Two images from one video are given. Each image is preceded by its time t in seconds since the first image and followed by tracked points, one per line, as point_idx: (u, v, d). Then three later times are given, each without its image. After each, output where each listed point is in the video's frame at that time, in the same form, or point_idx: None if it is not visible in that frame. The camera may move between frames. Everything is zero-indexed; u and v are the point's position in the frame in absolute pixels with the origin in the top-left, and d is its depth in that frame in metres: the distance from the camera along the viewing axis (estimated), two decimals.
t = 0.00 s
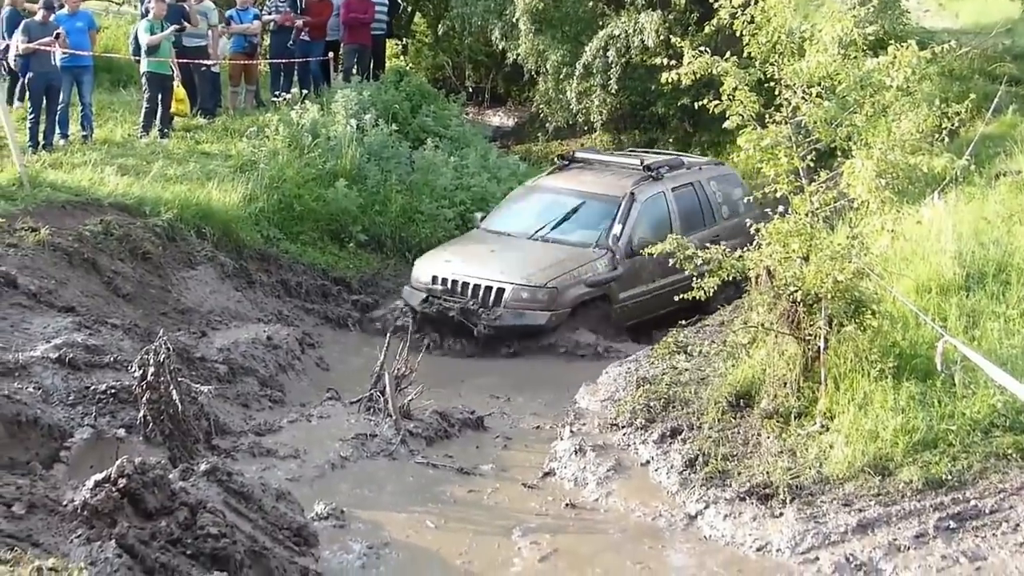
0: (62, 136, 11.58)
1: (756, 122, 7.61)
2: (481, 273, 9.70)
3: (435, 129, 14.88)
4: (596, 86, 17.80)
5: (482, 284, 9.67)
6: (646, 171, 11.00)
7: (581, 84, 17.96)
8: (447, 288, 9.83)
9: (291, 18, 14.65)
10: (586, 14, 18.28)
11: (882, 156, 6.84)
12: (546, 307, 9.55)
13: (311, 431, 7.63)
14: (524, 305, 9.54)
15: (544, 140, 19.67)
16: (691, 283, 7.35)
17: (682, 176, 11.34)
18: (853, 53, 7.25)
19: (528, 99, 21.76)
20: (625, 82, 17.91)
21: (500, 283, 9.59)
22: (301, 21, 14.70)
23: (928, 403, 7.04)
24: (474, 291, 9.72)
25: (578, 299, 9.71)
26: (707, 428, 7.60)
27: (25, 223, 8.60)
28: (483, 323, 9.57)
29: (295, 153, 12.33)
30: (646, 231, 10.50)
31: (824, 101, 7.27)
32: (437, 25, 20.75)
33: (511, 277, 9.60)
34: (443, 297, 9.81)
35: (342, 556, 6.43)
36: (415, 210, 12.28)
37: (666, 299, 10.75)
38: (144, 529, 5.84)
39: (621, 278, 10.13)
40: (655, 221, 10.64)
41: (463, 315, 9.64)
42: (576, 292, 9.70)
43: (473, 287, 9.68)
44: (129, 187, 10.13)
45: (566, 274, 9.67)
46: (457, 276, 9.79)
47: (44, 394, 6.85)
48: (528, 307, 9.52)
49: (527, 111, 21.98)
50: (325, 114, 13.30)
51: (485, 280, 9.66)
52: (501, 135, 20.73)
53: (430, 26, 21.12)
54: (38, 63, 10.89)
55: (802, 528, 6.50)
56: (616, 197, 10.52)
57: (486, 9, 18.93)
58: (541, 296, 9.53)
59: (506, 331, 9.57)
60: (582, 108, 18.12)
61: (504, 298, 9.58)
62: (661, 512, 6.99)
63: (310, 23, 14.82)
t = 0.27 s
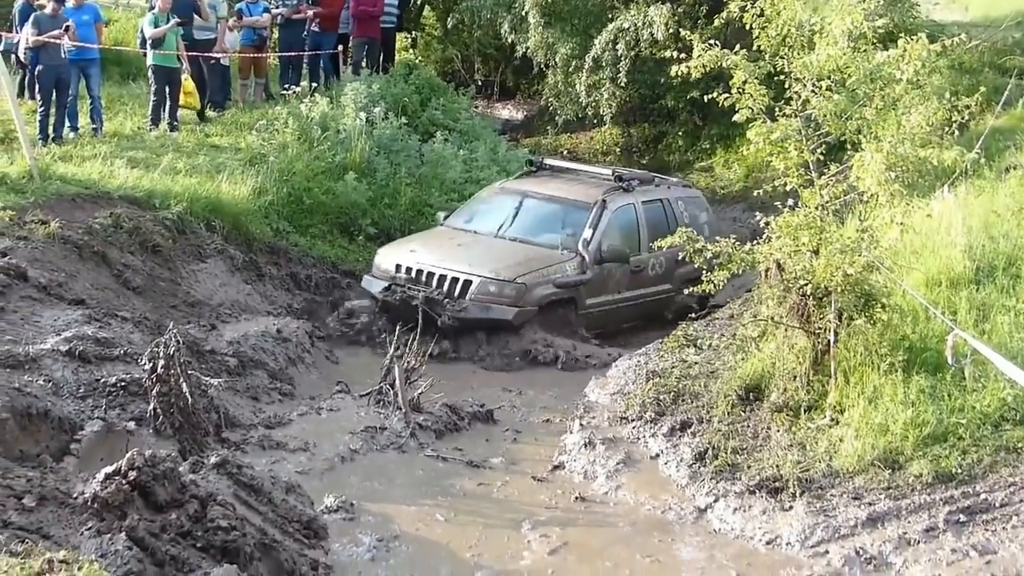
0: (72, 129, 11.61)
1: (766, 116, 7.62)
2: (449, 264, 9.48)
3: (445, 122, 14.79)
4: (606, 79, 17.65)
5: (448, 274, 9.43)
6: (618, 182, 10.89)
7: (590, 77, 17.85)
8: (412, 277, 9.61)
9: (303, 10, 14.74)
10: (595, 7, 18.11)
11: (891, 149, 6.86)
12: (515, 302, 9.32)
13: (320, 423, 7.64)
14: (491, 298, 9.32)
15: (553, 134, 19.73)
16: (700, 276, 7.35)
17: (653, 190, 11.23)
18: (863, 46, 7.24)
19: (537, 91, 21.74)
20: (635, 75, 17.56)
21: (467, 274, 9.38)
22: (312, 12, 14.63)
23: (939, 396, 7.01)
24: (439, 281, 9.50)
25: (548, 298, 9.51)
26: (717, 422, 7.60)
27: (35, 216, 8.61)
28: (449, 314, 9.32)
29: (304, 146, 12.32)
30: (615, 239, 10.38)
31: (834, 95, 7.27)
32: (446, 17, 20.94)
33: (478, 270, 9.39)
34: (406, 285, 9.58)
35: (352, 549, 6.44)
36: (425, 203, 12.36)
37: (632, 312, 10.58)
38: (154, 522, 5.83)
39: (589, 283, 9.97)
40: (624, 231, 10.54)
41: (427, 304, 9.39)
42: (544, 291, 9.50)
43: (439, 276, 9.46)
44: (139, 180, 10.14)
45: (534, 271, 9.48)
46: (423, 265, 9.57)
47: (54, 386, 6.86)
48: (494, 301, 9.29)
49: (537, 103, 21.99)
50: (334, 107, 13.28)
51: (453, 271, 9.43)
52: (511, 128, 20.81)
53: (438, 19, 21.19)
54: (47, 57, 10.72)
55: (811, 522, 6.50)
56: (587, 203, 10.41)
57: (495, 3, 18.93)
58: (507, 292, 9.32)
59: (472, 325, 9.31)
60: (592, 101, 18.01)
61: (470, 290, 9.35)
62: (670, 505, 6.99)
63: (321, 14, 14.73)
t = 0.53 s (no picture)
0: (82, 122, 11.55)
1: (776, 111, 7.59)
2: (402, 250, 9.10)
3: (453, 116, 14.94)
4: (614, 74, 17.82)
5: (399, 261, 9.05)
6: (593, 176, 10.49)
7: (599, 71, 17.96)
8: (363, 263, 9.26)
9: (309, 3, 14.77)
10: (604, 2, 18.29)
11: (901, 144, 6.83)
12: (465, 295, 8.92)
13: (328, 417, 7.64)
14: (441, 289, 8.89)
15: (562, 128, 19.78)
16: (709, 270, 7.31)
17: (632, 187, 10.80)
18: (872, 40, 7.23)
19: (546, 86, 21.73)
20: (644, 69, 17.93)
21: (418, 263, 8.97)
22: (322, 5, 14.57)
23: (947, 391, 7.03)
24: (390, 268, 9.12)
25: (500, 293, 9.10)
26: (725, 416, 7.59)
27: (45, 210, 8.62)
28: (397, 303, 8.92)
29: (313, 140, 12.32)
30: (583, 236, 9.98)
31: (843, 90, 7.25)
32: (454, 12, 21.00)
33: (430, 259, 8.99)
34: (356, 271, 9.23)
35: (360, 542, 6.44)
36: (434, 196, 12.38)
37: (597, 312, 10.20)
38: (163, 515, 5.82)
39: (548, 279, 9.56)
40: (594, 228, 10.13)
41: (375, 291, 9.00)
42: (497, 285, 9.10)
43: (389, 263, 9.10)
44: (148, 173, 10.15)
45: (490, 266, 9.07)
46: (374, 250, 9.24)
47: (63, 380, 6.87)
48: (442, 292, 8.88)
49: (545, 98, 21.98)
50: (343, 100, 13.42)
51: (405, 258, 9.04)
52: (519, 122, 20.85)
53: (447, 13, 21.25)
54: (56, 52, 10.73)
55: (819, 516, 6.50)
56: (557, 197, 10.02)
57: None
58: (459, 284, 8.91)
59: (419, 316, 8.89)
60: (601, 95, 18.23)
61: (420, 279, 8.94)
62: (679, 499, 6.99)
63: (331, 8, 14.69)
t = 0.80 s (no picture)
0: (102, 117, 11.62)
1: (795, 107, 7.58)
2: (346, 226, 8.67)
3: (473, 112, 14.77)
4: (633, 70, 16.70)
5: (341, 236, 8.62)
6: (576, 180, 9.86)
7: (618, 68, 16.91)
8: (305, 234, 8.87)
9: None
10: None
11: (921, 140, 6.79)
12: (396, 284, 8.37)
13: (348, 412, 7.65)
14: (374, 274, 8.37)
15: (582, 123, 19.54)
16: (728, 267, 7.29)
17: (621, 197, 10.12)
18: (893, 37, 7.20)
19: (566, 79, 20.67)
20: (664, 63, 16.64)
21: (357, 242, 8.51)
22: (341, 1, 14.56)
23: (967, 389, 7.00)
24: (330, 243, 8.70)
25: (435, 287, 8.51)
26: (745, 413, 7.57)
27: (65, 205, 8.66)
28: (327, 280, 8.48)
29: (332, 136, 12.30)
30: (547, 241, 9.34)
31: (864, 86, 7.23)
32: (473, 10, 20.36)
33: (371, 241, 8.51)
34: (298, 240, 8.84)
35: (379, 537, 6.44)
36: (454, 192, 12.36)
37: (557, 320, 9.63)
38: (182, 509, 5.82)
39: (497, 280, 8.95)
40: (564, 233, 9.49)
41: (308, 264, 8.59)
42: (435, 279, 8.52)
43: (330, 238, 8.68)
44: (168, 169, 10.18)
45: (429, 257, 8.51)
46: (320, 222, 8.85)
47: (84, 373, 6.90)
48: (373, 276, 8.37)
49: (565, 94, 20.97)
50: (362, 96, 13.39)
51: (347, 235, 8.60)
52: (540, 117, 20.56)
53: (467, 9, 20.53)
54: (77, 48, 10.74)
55: (838, 514, 6.48)
56: (529, 196, 9.41)
57: None
58: (393, 272, 8.36)
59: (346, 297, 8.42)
60: (620, 91, 17.06)
61: (355, 259, 8.48)
62: (697, 496, 6.97)
63: (351, 3, 14.69)
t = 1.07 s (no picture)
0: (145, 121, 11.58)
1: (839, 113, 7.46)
2: (349, 194, 8.34)
3: (514, 117, 13.80)
4: (674, 75, 16.32)
5: (342, 204, 8.29)
6: (600, 188, 9.13)
7: (659, 72, 16.47)
8: (308, 198, 8.59)
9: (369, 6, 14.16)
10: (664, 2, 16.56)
11: (964, 145, 6.69)
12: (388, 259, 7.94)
13: (391, 418, 7.65)
14: (369, 246, 7.99)
15: (620, 130, 18.24)
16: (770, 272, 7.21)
17: (646, 215, 9.33)
18: (936, 40, 7.00)
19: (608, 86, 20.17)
20: (704, 69, 16.28)
21: (357, 211, 8.18)
22: (381, 7, 14.13)
23: (1013, 394, 6.91)
24: (331, 208, 8.38)
25: (428, 270, 8.00)
26: (788, 419, 7.53)
27: (108, 211, 8.69)
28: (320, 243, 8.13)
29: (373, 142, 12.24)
30: (556, 244, 8.60)
31: (906, 91, 7.03)
32: (514, 12, 19.54)
33: (371, 213, 8.16)
34: (300, 201, 8.56)
35: (422, 544, 6.42)
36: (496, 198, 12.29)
37: (555, 327, 8.83)
38: (225, 515, 5.79)
39: (496, 275, 8.26)
40: (575, 238, 8.73)
41: (305, 225, 8.28)
42: (430, 260, 8.01)
43: (332, 203, 8.36)
44: (210, 174, 10.18)
45: (426, 239, 8.03)
46: (326, 186, 8.54)
47: (127, 379, 6.91)
48: (368, 248, 7.98)
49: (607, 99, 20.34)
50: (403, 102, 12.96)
51: (349, 203, 8.27)
52: (579, 124, 19.23)
53: (507, 14, 19.90)
54: (121, 53, 10.68)
55: (883, 522, 6.44)
56: (546, 195, 8.71)
57: None
58: (387, 249, 7.95)
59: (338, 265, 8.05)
60: (660, 96, 16.66)
61: (353, 228, 8.14)
62: (741, 504, 6.93)
63: (391, 9, 14.24)
